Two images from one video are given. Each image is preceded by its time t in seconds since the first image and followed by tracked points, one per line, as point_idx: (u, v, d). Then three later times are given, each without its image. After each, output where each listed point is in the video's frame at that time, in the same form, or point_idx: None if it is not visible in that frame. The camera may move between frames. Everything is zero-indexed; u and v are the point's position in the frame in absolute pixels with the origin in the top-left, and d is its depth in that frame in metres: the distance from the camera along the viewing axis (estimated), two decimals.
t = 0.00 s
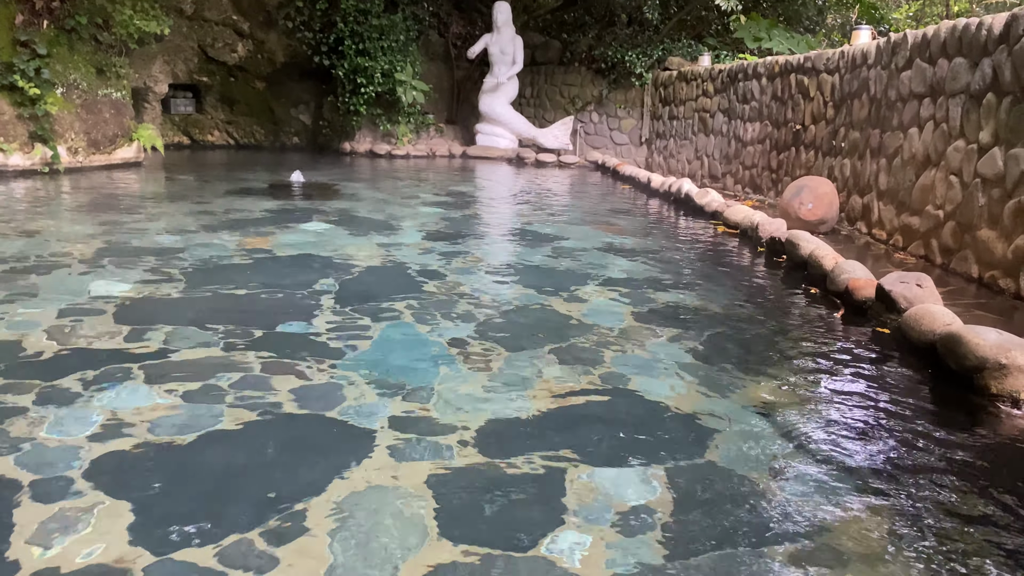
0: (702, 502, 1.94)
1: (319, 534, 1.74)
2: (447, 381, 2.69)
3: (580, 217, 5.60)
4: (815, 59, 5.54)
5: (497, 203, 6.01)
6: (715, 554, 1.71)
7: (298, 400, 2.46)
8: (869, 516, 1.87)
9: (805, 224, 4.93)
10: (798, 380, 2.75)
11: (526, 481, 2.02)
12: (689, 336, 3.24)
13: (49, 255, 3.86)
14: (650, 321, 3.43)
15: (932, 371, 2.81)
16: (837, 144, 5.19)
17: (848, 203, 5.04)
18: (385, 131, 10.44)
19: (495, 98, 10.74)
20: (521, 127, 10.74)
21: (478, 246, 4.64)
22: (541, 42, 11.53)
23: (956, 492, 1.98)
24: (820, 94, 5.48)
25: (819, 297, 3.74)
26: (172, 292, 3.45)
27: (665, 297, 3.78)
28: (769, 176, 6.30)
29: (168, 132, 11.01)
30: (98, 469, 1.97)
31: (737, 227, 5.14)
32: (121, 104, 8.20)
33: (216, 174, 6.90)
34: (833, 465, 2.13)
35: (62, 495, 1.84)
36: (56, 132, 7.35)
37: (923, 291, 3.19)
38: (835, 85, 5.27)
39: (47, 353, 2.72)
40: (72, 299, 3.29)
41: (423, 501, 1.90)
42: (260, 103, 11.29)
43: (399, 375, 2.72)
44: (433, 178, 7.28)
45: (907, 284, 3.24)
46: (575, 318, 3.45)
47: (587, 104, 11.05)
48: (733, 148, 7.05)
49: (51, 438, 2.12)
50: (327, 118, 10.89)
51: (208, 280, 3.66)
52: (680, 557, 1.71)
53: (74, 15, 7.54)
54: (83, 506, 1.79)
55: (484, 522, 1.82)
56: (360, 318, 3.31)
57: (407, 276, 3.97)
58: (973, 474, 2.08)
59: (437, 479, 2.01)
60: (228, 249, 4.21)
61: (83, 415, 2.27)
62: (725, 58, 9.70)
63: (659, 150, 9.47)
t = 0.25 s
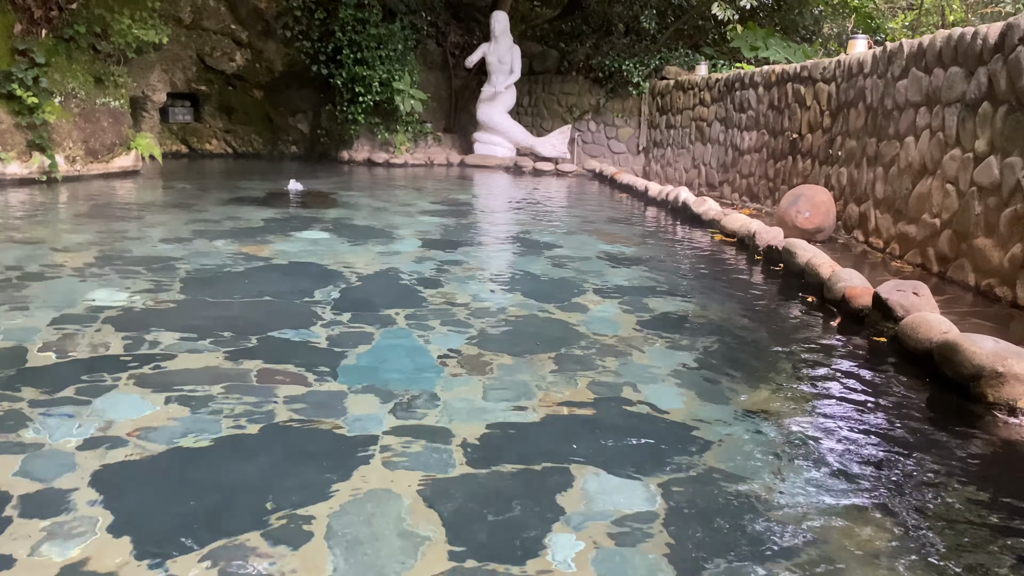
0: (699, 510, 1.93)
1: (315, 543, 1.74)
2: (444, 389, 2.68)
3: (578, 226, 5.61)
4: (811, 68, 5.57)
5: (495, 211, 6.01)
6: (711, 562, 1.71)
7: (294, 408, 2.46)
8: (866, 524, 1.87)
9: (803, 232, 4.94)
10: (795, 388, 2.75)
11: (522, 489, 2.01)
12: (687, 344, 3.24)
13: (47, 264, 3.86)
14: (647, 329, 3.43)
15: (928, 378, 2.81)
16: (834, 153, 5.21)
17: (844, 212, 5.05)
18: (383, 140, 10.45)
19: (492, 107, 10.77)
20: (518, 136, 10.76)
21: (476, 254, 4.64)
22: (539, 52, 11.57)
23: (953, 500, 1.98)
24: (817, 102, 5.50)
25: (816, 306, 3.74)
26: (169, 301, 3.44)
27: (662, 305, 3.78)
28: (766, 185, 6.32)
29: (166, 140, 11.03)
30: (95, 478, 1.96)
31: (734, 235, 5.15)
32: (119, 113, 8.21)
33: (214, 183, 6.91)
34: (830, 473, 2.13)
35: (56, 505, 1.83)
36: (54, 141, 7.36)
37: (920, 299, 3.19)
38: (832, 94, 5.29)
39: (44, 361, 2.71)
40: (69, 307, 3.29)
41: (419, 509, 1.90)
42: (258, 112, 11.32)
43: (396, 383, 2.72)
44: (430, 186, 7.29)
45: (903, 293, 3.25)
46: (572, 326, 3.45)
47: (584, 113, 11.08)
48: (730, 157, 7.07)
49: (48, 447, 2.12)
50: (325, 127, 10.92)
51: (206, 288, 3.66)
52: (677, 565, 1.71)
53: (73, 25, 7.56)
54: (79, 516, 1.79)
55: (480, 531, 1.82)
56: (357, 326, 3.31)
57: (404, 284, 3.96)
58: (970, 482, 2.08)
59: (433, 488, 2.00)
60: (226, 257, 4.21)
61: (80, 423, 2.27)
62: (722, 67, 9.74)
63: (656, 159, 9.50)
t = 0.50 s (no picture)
0: (697, 519, 1.92)
1: (312, 551, 1.74)
2: (442, 397, 2.68)
3: (576, 233, 5.61)
4: (808, 76, 5.59)
5: (493, 219, 6.02)
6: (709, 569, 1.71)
7: (292, 416, 2.45)
8: (864, 533, 1.86)
9: (800, 240, 4.95)
10: (793, 396, 2.74)
11: (518, 499, 2.00)
12: (685, 352, 3.23)
13: (44, 272, 3.86)
14: (645, 337, 3.42)
15: (927, 386, 2.81)
16: (831, 161, 5.23)
17: (842, 220, 5.06)
18: (381, 147, 10.46)
19: (491, 115, 10.79)
20: (517, 144, 10.78)
21: (473, 262, 4.64)
22: (537, 59, 11.61)
23: (949, 508, 1.98)
24: (814, 111, 5.52)
25: (814, 314, 3.74)
26: (166, 309, 3.43)
27: (660, 313, 3.78)
28: (763, 193, 6.33)
29: (165, 148, 11.04)
30: (92, 486, 1.96)
31: (732, 243, 5.16)
32: (118, 120, 8.22)
33: (212, 191, 6.91)
34: (828, 481, 2.13)
35: (52, 514, 1.82)
36: (52, 149, 7.36)
37: (918, 307, 3.20)
38: (829, 102, 5.31)
39: (40, 370, 2.70)
40: (67, 315, 3.28)
41: (416, 517, 1.89)
42: (257, 120, 11.38)
43: (394, 392, 2.71)
44: (428, 194, 7.29)
45: (901, 301, 3.25)
46: (569, 334, 3.45)
47: (582, 121, 11.11)
48: (728, 164, 7.08)
49: (45, 455, 2.11)
50: (324, 135, 10.96)
51: (203, 297, 3.65)
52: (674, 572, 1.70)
53: (72, 33, 7.56)
54: (75, 525, 1.78)
55: (477, 541, 1.81)
56: (354, 334, 3.30)
57: (402, 292, 3.96)
58: (967, 491, 2.07)
59: (430, 498, 1.99)
60: (223, 265, 4.21)
61: (77, 432, 2.26)
62: (720, 76, 9.77)
63: (654, 166, 9.52)
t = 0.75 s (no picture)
0: (699, 527, 1.93)
1: (315, 560, 1.74)
2: (443, 405, 2.68)
3: (576, 240, 5.62)
4: (807, 83, 5.61)
5: (493, 226, 6.03)
6: None
7: (293, 424, 2.45)
8: (865, 540, 1.87)
9: (800, 247, 4.96)
10: (794, 403, 2.75)
11: (520, 506, 2.01)
12: (686, 359, 3.24)
13: (45, 279, 3.85)
14: (646, 345, 3.43)
15: (926, 393, 2.82)
16: (830, 167, 5.25)
17: (841, 227, 5.08)
18: (381, 154, 10.48)
19: (490, 122, 10.82)
20: (516, 150, 10.80)
21: (474, 269, 4.65)
22: (536, 67, 11.63)
23: (949, 515, 1.98)
24: (813, 118, 5.54)
25: (814, 320, 3.75)
26: (168, 316, 3.44)
27: (661, 320, 3.78)
28: (763, 200, 6.35)
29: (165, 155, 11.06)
30: (94, 495, 1.96)
31: (731, 250, 5.17)
32: (119, 128, 8.23)
33: (212, 198, 6.91)
34: (828, 488, 2.13)
35: (55, 524, 1.82)
36: (53, 156, 7.37)
37: (917, 314, 3.21)
38: (828, 109, 5.33)
39: (42, 378, 2.70)
40: (68, 323, 3.28)
41: (418, 525, 1.90)
42: (257, 126, 11.43)
43: (395, 399, 2.71)
44: (428, 201, 7.31)
45: (901, 308, 3.26)
46: (570, 341, 3.45)
47: (581, 128, 11.14)
48: (727, 171, 7.11)
49: (47, 463, 2.11)
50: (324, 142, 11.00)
51: (205, 304, 3.65)
52: None
53: (73, 41, 7.60)
54: (78, 534, 1.78)
55: (480, 549, 1.81)
56: (355, 341, 3.31)
57: (403, 299, 3.96)
58: (968, 498, 2.08)
59: (432, 505, 1.99)
60: (224, 272, 4.21)
61: (79, 439, 2.26)
62: (719, 83, 9.80)
63: (653, 173, 9.54)
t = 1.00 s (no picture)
0: (698, 532, 1.92)
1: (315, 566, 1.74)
2: (442, 411, 2.67)
3: (575, 246, 5.62)
4: (806, 90, 5.62)
5: (492, 232, 6.03)
6: None
7: (292, 430, 2.44)
8: (865, 545, 1.87)
9: (799, 253, 4.97)
10: (793, 409, 2.75)
11: (519, 512, 2.01)
12: (684, 365, 3.24)
13: (46, 285, 3.86)
14: (645, 350, 3.43)
15: (925, 399, 2.82)
16: (829, 174, 5.26)
17: (840, 233, 5.09)
18: (381, 160, 10.49)
19: (490, 128, 10.83)
20: (516, 156, 10.82)
21: (473, 275, 4.65)
22: (536, 73, 11.66)
23: (949, 521, 1.98)
24: (811, 124, 5.55)
25: (813, 326, 3.75)
26: (168, 322, 3.43)
27: (660, 326, 3.78)
28: (761, 206, 6.36)
29: (165, 161, 11.07)
30: (94, 501, 1.96)
31: (731, 256, 5.17)
32: (119, 134, 8.24)
33: (212, 203, 6.92)
34: (827, 494, 2.13)
35: (55, 530, 1.82)
36: (54, 162, 7.38)
37: (916, 320, 3.21)
38: (826, 116, 5.34)
39: (42, 384, 2.70)
40: (68, 329, 3.27)
41: (419, 531, 1.90)
42: (257, 133, 11.45)
43: (394, 405, 2.71)
44: (428, 207, 7.31)
45: (900, 313, 3.26)
46: (569, 346, 3.46)
47: (581, 134, 11.17)
48: (726, 177, 7.12)
49: (47, 469, 2.11)
50: (324, 148, 11.02)
51: (204, 310, 3.65)
52: None
53: (73, 47, 7.62)
54: (79, 539, 1.79)
55: (479, 554, 1.81)
56: (355, 347, 3.31)
57: (402, 305, 3.96)
58: (967, 503, 2.08)
59: (432, 511, 1.99)
60: (224, 278, 4.21)
61: (78, 445, 2.26)
62: (718, 90, 9.83)
63: (653, 179, 9.55)
